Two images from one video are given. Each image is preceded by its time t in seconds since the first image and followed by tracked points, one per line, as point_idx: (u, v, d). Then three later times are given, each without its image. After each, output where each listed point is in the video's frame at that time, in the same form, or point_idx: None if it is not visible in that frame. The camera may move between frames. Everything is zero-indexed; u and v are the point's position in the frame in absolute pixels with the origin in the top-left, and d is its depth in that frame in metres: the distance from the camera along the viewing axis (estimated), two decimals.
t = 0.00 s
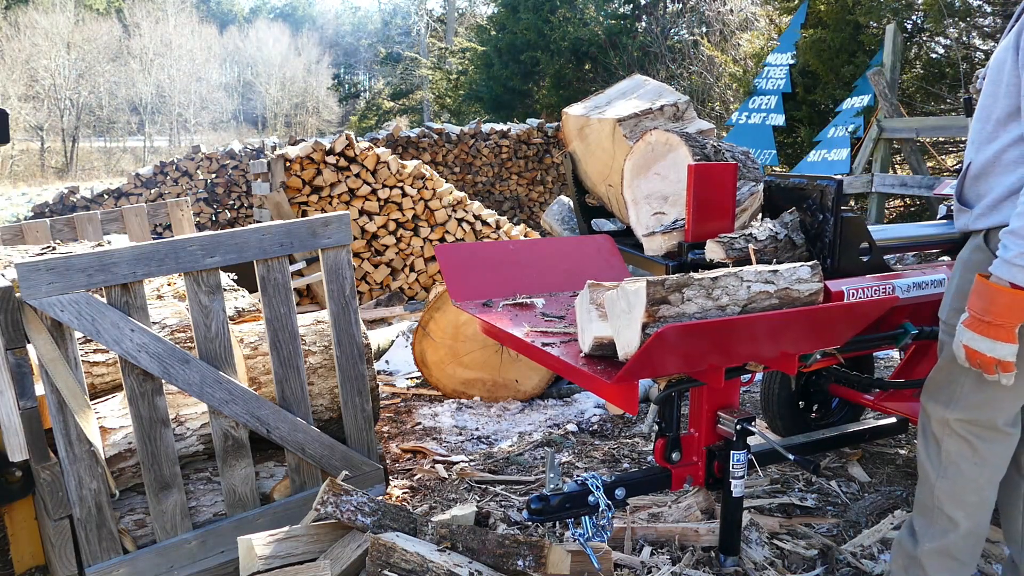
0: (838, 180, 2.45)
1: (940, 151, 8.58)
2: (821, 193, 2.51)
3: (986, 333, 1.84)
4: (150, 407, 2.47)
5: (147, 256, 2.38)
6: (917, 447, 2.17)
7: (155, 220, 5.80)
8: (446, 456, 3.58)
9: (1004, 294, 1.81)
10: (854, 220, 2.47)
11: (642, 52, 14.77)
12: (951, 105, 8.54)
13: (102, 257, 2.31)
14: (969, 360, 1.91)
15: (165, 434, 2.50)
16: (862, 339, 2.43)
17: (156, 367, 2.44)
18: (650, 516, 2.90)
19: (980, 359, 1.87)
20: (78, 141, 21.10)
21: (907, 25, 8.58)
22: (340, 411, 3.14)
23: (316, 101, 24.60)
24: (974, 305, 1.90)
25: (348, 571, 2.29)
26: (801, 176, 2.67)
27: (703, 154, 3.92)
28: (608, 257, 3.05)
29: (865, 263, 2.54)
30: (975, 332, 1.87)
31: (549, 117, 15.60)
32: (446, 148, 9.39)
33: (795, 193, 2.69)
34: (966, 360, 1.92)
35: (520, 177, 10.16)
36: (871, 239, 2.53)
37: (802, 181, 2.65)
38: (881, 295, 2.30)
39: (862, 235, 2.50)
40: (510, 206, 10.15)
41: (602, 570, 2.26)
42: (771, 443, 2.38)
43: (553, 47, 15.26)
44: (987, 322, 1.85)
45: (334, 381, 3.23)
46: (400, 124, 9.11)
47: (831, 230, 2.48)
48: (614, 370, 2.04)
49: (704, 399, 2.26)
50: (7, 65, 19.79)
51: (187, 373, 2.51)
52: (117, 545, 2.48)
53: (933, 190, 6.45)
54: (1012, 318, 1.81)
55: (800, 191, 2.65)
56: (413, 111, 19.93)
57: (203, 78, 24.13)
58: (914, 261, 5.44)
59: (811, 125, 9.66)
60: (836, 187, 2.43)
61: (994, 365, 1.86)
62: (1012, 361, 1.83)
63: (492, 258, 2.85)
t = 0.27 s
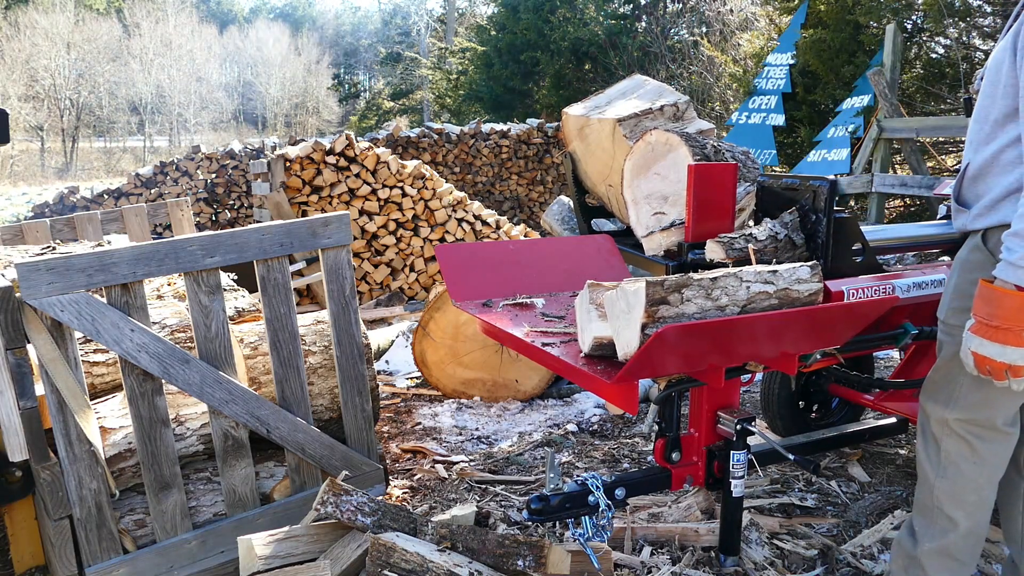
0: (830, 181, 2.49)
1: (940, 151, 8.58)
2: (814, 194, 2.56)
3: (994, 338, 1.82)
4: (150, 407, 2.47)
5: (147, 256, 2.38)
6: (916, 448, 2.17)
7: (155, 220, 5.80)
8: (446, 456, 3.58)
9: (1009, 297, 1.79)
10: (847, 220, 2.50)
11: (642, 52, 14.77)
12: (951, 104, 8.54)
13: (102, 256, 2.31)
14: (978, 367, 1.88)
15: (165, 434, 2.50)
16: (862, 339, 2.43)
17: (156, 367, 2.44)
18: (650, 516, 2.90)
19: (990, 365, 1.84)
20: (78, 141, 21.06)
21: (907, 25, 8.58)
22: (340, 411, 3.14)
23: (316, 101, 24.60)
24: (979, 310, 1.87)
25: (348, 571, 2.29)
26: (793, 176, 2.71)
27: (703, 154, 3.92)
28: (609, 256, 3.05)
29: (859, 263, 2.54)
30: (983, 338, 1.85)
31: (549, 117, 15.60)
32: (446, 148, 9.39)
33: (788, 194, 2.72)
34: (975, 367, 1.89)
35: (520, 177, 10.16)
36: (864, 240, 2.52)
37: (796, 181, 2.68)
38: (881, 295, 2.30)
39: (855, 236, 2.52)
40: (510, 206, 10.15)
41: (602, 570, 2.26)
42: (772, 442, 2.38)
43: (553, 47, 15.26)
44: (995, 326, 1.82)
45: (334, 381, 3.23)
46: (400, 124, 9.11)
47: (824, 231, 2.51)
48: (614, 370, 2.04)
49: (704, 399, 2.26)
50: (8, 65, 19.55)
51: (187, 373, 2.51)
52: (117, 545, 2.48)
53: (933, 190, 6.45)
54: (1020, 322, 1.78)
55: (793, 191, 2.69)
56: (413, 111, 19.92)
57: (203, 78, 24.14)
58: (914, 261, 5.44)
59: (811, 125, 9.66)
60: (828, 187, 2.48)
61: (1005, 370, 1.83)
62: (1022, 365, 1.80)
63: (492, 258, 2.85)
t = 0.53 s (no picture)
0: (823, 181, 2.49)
1: (940, 151, 8.58)
2: (806, 195, 2.56)
3: (974, 330, 1.88)
4: (150, 407, 2.47)
5: (147, 256, 2.38)
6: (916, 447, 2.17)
7: (155, 220, 5.79)
8: (446, 456, 3.58)
9: (994, 293, 1.83)
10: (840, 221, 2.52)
11: (642, 52, 14.77)
12: (951, 104, 8.54)
13: (102, 256, 2.31)
14: (957, 355, 1.95)
15: (165, 434, 2.50)
16: (863, 339, 2.43)
17: (156, 367, 2.44)
18: (650, 516, 2.90)
19: (968, 355, 1.91)
20: (77, 141, 21.04)
21: (907, 25, 8.58)
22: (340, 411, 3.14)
23: (316, 101, 24.59)
24: (963, 302, 1.92)
25: (348, 571, 2.29)
26: (786, 175, 2.71)
27: (703, 154, 3.91)
28: (608, 256, 3.05)
29: (852, 265, 2.56)
30: (964, 329, 1.91)
31: (549, 117, 15.59)
32: (446, 148, 9.39)
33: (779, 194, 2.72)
34: (954, 355, 1.96)
35: (520, 177, 10.15)
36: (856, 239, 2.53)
37: (787, 181, 2.68)
38: (881, 295, 2.31)
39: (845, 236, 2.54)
40: (510, 206, 10.15)
41: (602, 570, 2.26)
42: (772, 442, 2.38)
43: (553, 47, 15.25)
44: (977, 319, 1.88)
45: (334, 381, 3.23)
46: (400, 124, 9.12)
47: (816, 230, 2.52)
48: (614, 370, 2.04)
49: (704, 399, 2.26)
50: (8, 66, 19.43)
51: (187, 373, 2.51)
52: (117, 545, 2.48)
53: (933, 190, 6.45)
54: (1001, 317, 1.84)
55: (785, 192, 2.68)
56: (413, 111, 19.91)
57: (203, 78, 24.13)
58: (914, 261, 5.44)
59: (811, 125, 9.66)
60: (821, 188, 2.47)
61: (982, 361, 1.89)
62: (998, 358, 1.86)
63: (492, 258, 2.85)
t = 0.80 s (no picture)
0: (815, 181, 2.45)
1: (940, 151, 8.58)
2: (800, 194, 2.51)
3: (971, 330, 1.88)
4: (150, 407, 2.47)
5: (147, 256, 2.38)
6: (916, 447, 2.17)
7: (155, 220, 5.80)
8: (446, 456, 3.58)
9: (992, 294, 1.84)
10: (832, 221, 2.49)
11: (642, 52, 14.77)
12: (951, 105, 8.54)
13: (102, 256, 2.31)
14: (954, 355, 1.95)
15: (165, 434, 2.50)
16: (863, 339, 2.43)
17: (156, 367, 2.44)
18: (649, 516, 2.90)
19: (964, 355, 1.91)
20: (78, 141, 21.08)
21: (907, 25, 8.58)
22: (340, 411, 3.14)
23: (316, 101, 24.60)
24: (961, 302, 1.92)
25: (348, 571, 2.29)
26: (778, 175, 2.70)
27: (703, 154, 3.91)
28: (608, 256, 3.05)
29: (846, 265, 2.53)
30: (961, 328, 1.91)
31: (549, 117, 15.59)
32: (446, 148, 9.39)
33: (773, 194, 2.68)
34: (952, 354, 1.97)
35: (520, 177, 10.16)
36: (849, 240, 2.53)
37: (779, 180, 2.65)
38: (882, 295, 2.31)
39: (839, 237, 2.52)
40: (510, 206, 10.15)
41: (602, 570, 2.26)
42: (772, 442, 2.38)
43: (553, 47, 15.26)
44: (974, 319, 1.88)
45: (334, 381, 3.23)
46: (400, 124, 9.13)
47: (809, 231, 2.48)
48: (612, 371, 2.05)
49: (704, 399, 2.26)
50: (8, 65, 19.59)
51: (187, 373, 2.51)
52: (117, 545, 2.48)
53: (933, 190, 6.45)
54: (998, 317, 1.84)
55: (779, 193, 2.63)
56: (413, 111, 19.93)
57: (203, 78, 24.18)
58: (914, 261, 5.44)
59: (811, 126, 9.66)
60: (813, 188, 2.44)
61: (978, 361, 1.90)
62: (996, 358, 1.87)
63: (492, 258, 2.85)
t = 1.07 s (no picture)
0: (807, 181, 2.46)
1: (940, 151, 8.58)
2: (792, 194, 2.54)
3: (934, 295, 1.98)
4: (150, 407, 2.47)
5: (147, 256, 2.38)
6: (917, 447, 2.17)
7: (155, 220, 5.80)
8: (446, 456, 3.58)
9: (970, 271, 1.91)
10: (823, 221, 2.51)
11: (642, 52, 14.77)
12: (951, 105, 8.54)
13: (102, 256, 2.31)
14: (903, 305, 2.07)
15: (165, 434, 2.50)
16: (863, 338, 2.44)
17: (156, 367, 2.44)
18: (649, 516, 2.90)
19: (912, 309, 2.04)
20: (77, 141, 21.11)
21: (907, 25, 8.58)
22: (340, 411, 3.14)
23: (316, 101, 24.60)
24: (939, 266, 1.98)
25: (347, 571, 2.29)
26: (771, 175, 2.72)
27: (703, 154, 3.91)
28: (608, 256, 3.03)
29: (839, 266, 2.56)
30: (924, 289, 2.00)
31: (549, 117, 15.58)
32: (446, 148, 9.39)
33: (767, 195, 2.70)
34: (900, 302, 2.09)
35: (521, 177, 10.15)
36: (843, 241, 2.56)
37: (772, 180, 2.66)
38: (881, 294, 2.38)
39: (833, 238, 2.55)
40: (510, 206, 10.15)
41: (602, 570, 2.26)
42: (771, 442, 2.38)
43: (553, 47, 15.26)
44: (942, 287, 1.97)
45: (334, 381, 3.23)
46: (400, 124, 9.13)
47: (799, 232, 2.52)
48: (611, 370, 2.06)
49: (704, 399, 2.26)
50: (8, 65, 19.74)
51: (187, 373, 2.51)
52: (117, 545, 2.48)
53: (933, 190, 6.45)
54: (964, 293, 1.94)
55: (771, 193, 2.67)
56: (413, 111, 19.93)
57: (203, 78, 24.20)
58: (915, 261, 5.44)
59: (811, 125, 9.66)
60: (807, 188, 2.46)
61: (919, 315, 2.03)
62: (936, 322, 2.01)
63: (492, 258, 2.85)
